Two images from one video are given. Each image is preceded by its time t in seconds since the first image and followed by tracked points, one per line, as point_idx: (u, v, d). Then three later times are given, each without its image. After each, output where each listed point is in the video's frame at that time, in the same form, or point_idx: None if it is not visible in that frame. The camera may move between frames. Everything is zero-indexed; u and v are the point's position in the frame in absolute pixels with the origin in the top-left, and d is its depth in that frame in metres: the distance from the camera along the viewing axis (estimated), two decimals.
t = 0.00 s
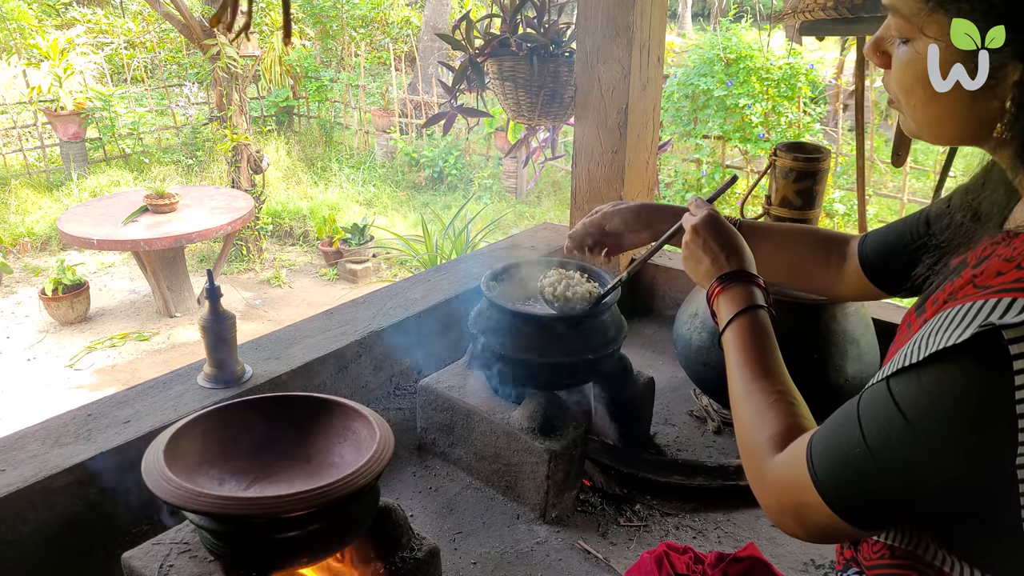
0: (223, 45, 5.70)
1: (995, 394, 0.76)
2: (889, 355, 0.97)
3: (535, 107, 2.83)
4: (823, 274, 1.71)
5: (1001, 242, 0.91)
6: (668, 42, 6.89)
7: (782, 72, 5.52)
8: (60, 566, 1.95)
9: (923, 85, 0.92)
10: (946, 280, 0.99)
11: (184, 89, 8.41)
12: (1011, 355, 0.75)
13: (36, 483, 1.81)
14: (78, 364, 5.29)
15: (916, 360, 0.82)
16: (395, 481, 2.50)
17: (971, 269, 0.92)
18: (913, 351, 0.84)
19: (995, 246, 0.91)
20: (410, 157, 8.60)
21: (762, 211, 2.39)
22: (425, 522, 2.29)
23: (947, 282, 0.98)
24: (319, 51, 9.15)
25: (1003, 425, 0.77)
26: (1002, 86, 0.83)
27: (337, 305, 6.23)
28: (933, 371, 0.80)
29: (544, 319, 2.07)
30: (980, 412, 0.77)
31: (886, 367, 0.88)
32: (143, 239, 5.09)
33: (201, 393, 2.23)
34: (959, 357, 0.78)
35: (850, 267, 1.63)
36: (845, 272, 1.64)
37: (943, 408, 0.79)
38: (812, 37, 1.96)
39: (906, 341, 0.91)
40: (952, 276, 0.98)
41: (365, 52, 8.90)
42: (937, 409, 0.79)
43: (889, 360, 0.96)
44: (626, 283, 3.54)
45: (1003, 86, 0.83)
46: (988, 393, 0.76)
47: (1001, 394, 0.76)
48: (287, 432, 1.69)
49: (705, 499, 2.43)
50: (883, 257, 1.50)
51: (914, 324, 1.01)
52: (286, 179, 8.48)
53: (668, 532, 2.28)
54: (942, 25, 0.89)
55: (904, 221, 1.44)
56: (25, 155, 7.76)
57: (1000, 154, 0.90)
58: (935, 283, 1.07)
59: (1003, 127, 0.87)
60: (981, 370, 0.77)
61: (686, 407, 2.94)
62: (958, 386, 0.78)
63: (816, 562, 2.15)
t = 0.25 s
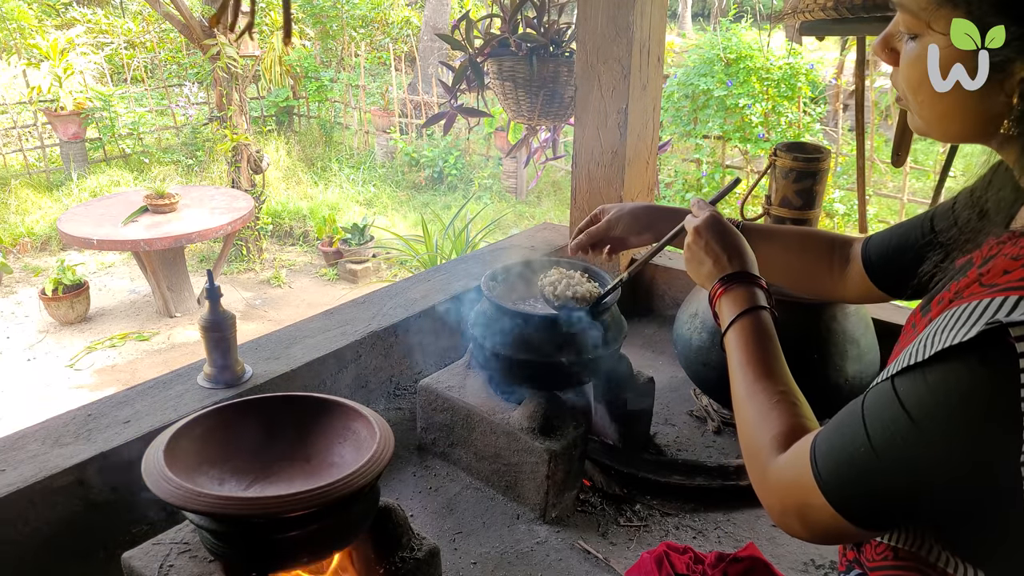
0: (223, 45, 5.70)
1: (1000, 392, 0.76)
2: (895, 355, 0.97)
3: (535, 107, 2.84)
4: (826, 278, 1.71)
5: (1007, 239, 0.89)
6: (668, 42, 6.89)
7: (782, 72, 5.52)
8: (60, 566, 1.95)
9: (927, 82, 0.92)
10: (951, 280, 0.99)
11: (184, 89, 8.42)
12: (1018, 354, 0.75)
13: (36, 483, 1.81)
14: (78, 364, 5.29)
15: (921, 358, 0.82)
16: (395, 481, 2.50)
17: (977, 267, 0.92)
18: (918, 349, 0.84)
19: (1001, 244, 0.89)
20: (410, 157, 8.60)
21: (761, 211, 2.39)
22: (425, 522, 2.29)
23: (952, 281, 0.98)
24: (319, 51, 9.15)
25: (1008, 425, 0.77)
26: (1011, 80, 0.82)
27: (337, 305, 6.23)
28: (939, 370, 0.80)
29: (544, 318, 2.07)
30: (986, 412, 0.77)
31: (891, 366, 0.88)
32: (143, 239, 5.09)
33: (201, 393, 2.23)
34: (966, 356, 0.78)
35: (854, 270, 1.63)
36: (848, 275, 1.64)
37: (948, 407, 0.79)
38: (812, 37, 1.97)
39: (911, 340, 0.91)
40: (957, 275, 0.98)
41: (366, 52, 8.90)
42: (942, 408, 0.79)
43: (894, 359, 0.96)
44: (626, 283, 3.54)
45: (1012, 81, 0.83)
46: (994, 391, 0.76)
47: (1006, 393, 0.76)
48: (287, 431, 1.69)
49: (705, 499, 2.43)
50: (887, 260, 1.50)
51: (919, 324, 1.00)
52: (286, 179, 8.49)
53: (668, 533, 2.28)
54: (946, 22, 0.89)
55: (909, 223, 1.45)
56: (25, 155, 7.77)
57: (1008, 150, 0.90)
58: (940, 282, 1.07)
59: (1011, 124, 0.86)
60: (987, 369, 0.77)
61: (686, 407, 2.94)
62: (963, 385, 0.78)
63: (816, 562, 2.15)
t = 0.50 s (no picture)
0: (223, 45, 5.70)
1: (1007, 392, 0.76)
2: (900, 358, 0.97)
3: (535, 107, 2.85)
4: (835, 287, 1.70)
5: (1009, 240, 0.89)
6: (668, 42, 6.89)
7: (782, 72, 5.52)
8: (60, 567, 1.95)
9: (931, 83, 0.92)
10: (956, 282, 0.99)
11: (184, 89, 8.42)
12: None
13: (36, 483, 1.81)
14: (78, 364, 5.29)
15: (928, 360, 0.82)
16: (395, 481, 2.50)
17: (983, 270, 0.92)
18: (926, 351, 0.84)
19: (1005, 244, 0.89)
20: (410, 157, 8.60)
21: (761, 211, 2.39)
22: (425, 522, 2.29)
23: (956, 284, 0.98)
24: (319, 51, 9.15)
25: (1015, 426, 0.76)
26: (1019, 74, 0.80)
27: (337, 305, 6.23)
28: (944, 371, 0.80)
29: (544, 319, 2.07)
30: (992, 413, 0.77)
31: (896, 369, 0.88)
32: (143, 239, 5.09)
33: (201, 393, 2.23)
34: (973, 358, 0.78)
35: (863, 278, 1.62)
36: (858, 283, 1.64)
37: (955, 408, 0.79)
38: (812, 37, 1.97)
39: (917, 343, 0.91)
40: (961, 278, 0.98)
41: (366, 52, 8.90)
42: (949, 410, 0.79)
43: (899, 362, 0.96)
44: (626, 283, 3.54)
45: (1020, 73, 0.80)
46: (1000, 392, 0.76)
47: (1012, 394, 0.76)
48: (287, 431, 1.69)
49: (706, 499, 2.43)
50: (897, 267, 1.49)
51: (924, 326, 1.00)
52: (286, 179, 8.49)
53: (668, 532, 2.28)
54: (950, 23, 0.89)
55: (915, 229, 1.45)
56: (25, 155, 7.77)
57: (1015, 149, 0.85)
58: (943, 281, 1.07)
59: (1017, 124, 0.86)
60: (994, 370, 0.76)
61: (686, 407, 2.95)
62: (970, 386, 0.78)
63: (817, 562, 2.15)
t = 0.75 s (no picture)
0: (223, 45, 5.70)
1: (1003, 402, 0.74)
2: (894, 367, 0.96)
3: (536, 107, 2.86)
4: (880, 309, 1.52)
5: (1014, 246, 0.88)
6: (668, 43, 6.89)
7: (782, 72, 5.52)
8: (60, 567, 1.95)
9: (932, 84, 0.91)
10: (954, 289, 0.97)
11: (185, 89, 8.42)
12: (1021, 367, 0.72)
13: (36, 483, 1.81)
14: (78, 364, 5.29)
15: (923, 366, 0.80)
16: (395, 481, 2.50)
17: (982, 279, 0.90)
18: (921, 358, 0.82)
19: (1008, 250, 0.89)
20: (410, 157, 8.59)
21: (762, 211, 2.39)
22: (425, 522, 2.29)
23: (954, 291, 0.97)
24: (319, 51, 9.15)
25: (1009, 434, 0.75)
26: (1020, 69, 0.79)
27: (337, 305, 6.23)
28: (940, 377, 0.78)
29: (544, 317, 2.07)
30: (986, 420, 0.75)
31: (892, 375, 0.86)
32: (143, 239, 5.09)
33: (201, 392, 2.23)
34: (969, 367, 0.76)
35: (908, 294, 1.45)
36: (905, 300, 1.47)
37: (949, 416, 0.77)
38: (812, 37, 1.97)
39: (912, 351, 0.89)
40: (960, 286, 0.96)
41: (365, 52, 8.89)
42: (943, 416, 0.77)
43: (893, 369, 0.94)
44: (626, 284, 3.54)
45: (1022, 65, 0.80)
46: (996, 402, 0.74)
47: (1008, 404, 0.74)
48: (287, 431, 1.69)
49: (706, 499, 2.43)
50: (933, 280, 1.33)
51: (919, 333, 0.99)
52: (286, 179, 8.49)
53: (668, 532, 2.28)
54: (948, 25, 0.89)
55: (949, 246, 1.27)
56: (25, 155, 7.77)
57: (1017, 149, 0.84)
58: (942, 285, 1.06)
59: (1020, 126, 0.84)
60: (990, 381, 0.74)
61: (686, 407, 2.95)
62: (964, 394, 0.76)
63: (816, 562, 2.15)
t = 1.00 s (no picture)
0: (223, 45, 5.70)
1: (994, 420, 0.73)
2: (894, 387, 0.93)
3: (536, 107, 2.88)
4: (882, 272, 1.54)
5: (1016, 255, 0.80)
6: (668, 43, 6.89)
7: (782, 72, 5.52)
8: (60, 567, 1.95)
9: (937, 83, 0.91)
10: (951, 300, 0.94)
11: (185, 89, 8.42)
12: (1014, 387, 0.72)
13: (37, 483, 1.81)
14: (78, 364, 5.29)
15: (918, 385, 0.79)
16: (395, 481, 2.50)
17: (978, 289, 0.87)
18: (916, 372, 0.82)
19: (1008, 260, 0.82)
20: (410, 157, 8.59)
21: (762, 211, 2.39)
22: (425, 522, 2.29)
23: (952, 301, 0.93)
24: (319, 51, 9.15)
25: (1001, 453, 0.74)
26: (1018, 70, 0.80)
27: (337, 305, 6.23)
28: (933, 398, 0.77)
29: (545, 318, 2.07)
30: (978, 439, 0.74)
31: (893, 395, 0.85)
32: (143, 239, 5.09)
33: (201, 392, 2.23)
34: (963, 387, 0.75)
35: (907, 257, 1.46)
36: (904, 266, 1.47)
37: (939, 436, 0.76)
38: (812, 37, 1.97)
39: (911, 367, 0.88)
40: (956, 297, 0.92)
41: (365, 52, 8.89)
42: (934, 436, 0.77)
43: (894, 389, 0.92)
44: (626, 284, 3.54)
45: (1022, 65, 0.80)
46: (986, 421, 0.74)
47: (999, 422, 0.73)
48: (288, 431, 1.69)
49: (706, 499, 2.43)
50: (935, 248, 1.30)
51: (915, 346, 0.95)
52: (285, 179, 8.49)
53: (668, 532, 2.28)
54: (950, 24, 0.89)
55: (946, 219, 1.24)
56: (25, 155, 7.77)
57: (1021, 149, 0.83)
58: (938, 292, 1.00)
59: None
60: (982, 399, 0.74)
61: (686, 407, 2.94)
62: (957, 415, 0.75)
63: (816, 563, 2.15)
